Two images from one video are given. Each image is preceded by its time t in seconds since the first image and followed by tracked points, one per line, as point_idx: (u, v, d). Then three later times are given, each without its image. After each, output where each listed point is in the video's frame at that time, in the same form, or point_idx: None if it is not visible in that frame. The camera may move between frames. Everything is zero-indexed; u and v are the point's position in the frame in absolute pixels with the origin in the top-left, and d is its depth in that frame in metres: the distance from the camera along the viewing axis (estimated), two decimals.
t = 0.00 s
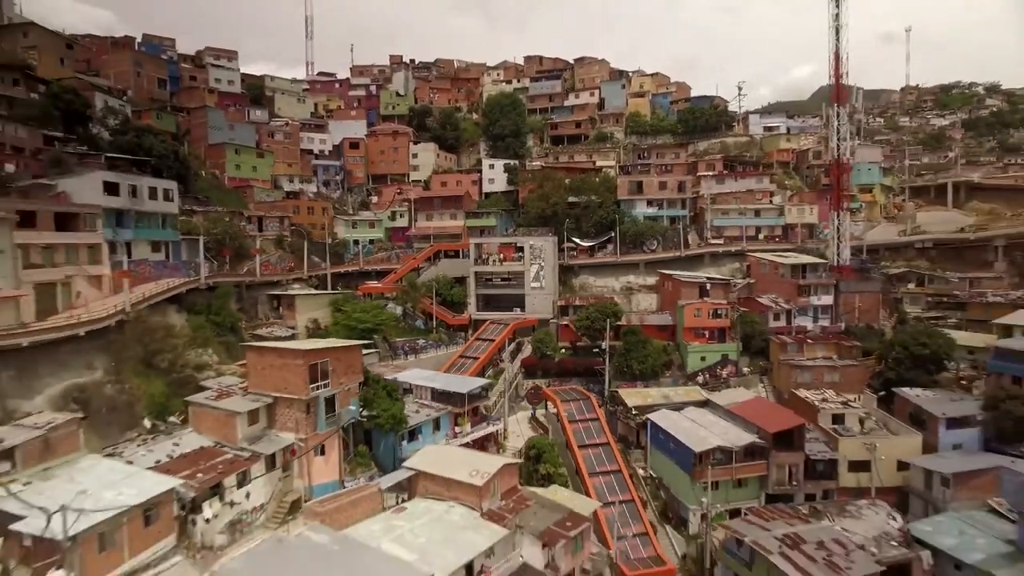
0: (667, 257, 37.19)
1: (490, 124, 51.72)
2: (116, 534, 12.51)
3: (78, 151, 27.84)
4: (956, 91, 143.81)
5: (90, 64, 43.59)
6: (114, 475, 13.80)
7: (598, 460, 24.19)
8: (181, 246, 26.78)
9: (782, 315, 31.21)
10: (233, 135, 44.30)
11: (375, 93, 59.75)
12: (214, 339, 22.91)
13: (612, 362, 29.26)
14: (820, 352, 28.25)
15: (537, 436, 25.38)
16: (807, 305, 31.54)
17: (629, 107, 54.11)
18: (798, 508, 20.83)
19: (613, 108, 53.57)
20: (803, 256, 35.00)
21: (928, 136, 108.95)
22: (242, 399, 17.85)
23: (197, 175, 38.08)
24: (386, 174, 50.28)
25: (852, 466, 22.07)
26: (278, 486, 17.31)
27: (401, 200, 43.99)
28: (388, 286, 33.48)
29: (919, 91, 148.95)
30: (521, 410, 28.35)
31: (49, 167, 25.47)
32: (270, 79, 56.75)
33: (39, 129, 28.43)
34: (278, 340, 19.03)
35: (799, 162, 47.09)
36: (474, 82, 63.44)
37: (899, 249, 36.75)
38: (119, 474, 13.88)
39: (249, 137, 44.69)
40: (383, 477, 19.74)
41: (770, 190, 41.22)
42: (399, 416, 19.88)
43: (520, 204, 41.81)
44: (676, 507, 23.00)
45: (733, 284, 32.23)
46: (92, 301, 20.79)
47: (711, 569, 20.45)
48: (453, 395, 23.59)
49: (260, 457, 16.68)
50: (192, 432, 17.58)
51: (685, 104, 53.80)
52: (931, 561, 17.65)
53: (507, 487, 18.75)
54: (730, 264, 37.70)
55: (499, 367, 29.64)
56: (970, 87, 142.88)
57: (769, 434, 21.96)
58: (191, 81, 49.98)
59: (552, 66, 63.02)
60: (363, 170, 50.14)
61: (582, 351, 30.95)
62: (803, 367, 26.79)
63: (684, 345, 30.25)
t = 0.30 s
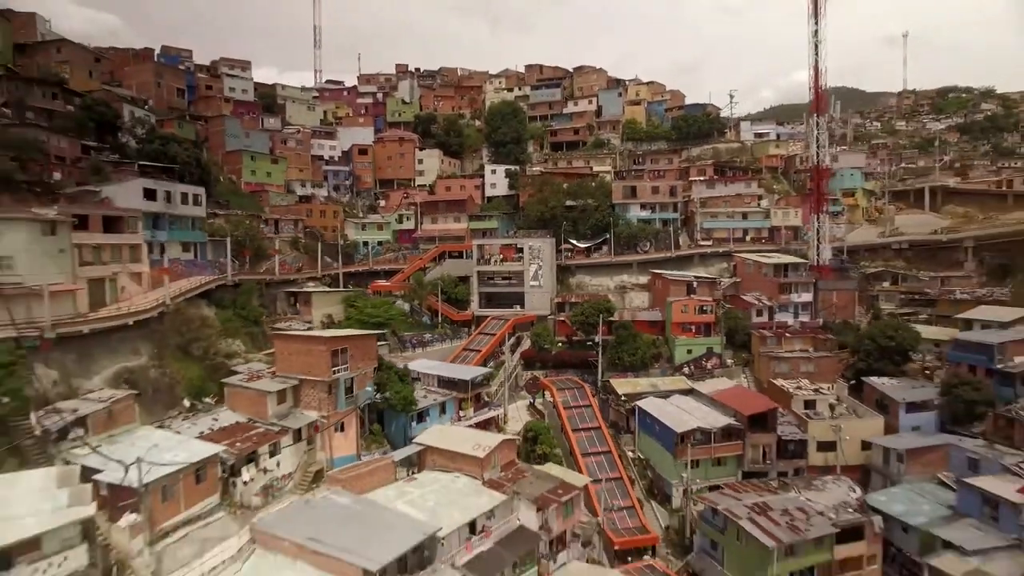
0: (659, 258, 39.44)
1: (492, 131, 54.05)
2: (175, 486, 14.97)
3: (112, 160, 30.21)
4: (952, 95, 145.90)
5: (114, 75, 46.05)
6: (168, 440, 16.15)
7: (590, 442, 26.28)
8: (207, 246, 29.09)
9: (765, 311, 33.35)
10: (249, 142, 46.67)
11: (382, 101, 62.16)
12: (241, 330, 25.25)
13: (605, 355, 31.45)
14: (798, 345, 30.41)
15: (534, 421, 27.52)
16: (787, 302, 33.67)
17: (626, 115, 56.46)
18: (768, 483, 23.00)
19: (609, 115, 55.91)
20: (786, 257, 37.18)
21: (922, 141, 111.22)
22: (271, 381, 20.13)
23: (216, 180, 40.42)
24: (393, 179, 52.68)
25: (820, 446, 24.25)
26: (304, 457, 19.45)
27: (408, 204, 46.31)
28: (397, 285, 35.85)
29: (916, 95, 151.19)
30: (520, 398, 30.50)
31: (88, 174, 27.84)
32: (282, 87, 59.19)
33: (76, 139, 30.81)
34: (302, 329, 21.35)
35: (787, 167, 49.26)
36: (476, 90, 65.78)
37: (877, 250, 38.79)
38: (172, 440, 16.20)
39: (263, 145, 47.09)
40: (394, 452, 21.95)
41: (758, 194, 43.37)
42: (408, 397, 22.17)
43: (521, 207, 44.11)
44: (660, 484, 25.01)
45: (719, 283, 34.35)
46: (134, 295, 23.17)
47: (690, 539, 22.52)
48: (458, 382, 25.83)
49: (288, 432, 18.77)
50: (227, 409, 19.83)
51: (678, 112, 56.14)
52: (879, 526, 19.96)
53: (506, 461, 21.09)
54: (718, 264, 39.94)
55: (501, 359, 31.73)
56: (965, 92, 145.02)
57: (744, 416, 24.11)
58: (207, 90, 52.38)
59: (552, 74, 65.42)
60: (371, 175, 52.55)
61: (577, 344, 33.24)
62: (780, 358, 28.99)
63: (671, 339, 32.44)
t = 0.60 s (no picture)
0: (651, 259, 41.76)
1: (494, 138, 56.46)
2: (218, 452, 17.52)
3: (141, 167, 32.65)
4: (948, 99, 148.01)
5: (135, 84, 48.58)
6: (210, 414, 18.58)
7: (584, 426, 28.32)
8: (230, 247, 31.49)
9: (749, 308, 35.39)
10: (262, 148, 49.10)
11: (388, 108, 64.60)
12: (264, 322, 27.57)
13: (599, 348, 33.70)
14: (778, 338, 32.65)
15: (532, 406, 29.73)
16: (771, 299, 35.88)
17: (622, 122, 58.81)
18: (744, 461, 25.22)
19: (606, 122, 58.27)
20: (771, 257, 39.35)
21: (917, 145, 113.30)
22: (295, 366, 22.47)
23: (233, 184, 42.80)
24: (399, 183, 55.06)
25: (793, 429, 26.43)
26: (325, 434, 21.74)
27: (413, 208, 48.68)
28: (404, 283, 38.33)
29: (913, 99, 153.28)
30: (519, 387, 32.59)
31: (122, 181, 30.30)
32: (292, 95, 61.68)
33: (107, 148, 33.26)
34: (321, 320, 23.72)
35: (776, 172, 51.57)
36: (479, 97, 68.16)
37: (857, 252, 40.84)
38: (213, 414, 18.64)
39: (276, 151, 49.55)
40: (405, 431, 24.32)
41: (746, 198, 45.29)
42: (417, 382, 24.67)
43: (521, 211, 46.45)
44: (647, 463, 27.01)
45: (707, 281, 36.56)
46: (169, 290, 25.62)
47: (672, 511, 24.61)
48: (462, 370, 28.03)
49: (311, 410, 21.02)
50: (256, 391, 22.14)
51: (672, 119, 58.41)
52: (839, 496, 22.28)
53: (505, 439, 23.38)
54: (707, 264, 42.08)
55: (501, 352, 33.75)
56: (961, 96, 147.20)
57: (723, 402, 26.26)
58: (222, 98, 54.86)
59: (552, 83, 67.76)
60: (378, 180, 55.01)
61: (572, 338, 35.41)
62: (760, 350, 31.24)
63: (661, 334, 34.71)
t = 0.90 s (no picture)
0: (644, 259, 44.10)
1: (495, 144, 58.91)
2: (252, 426, 20.02)
3: (166, 174, 35.09)
4: (943, 104, 150.18)
5: (154, 94, 51.15)
6: (242, 395, 21.07)
7: (578, 413, 30.52)
8: (250, 247, 33.93)
9: (735, 306, 37.46)
10: (275, 154, 51.54)
11: (394, 115, 67.09)
12: (282, 316, 29.94)
13: (593, 342, 35.99)
14: (760, 333, 34.95)
15: (529, 394, 32.02)
16: (755, 297, 38.14)
17: (618, 128, 61.22)
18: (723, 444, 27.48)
19: (603, 129, 60.67)
20: (757, 258, 41.55)
21: (911, 149, 115.60)
22: (315, 355, 24.88)
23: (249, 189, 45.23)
24: (405, 188, 57.46)
25: (769, 415, 28.70)
26: (341, 415, 23.91)
27: (419, 212, 51.05)
28: (411, 282, 40.89)
29: (909, 104, 155.53)
30: (518, 379, 34.64)
31: (150, 186, 32.76)
32: (302, 103, 64.20)
33: (134, 156, 35.69)
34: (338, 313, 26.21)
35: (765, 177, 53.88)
36: (481, 104, 70.57)
37: (838, 252, 43.08)
38: (245, 395, 21.16)
39: (288, 156, 51.98)
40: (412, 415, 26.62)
41: (736, 202, 47.27)
42: (423, 371, 27.19)
43: (521, 214, 48.83)
44: (634, 447, 29.23)
45: (695, 281, 38.88)
46: (198, 286, 28.16)
47: (657, 489, 26.78)
48: (464, 361, 30.53)
49: (330, 393, 23.32)
50: (279, 377, 24.44)
51: (667, 126, 60.77)
52: (806, 473, 24.61)
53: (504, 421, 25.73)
54: (697, 264, 44.18)
55: (499, 346, 35.92)
56: (957, 100, 149.45)
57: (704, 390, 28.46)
58: (235, 106, 57.39)
59: (551, 90, 70.18)
60: (384, 185, 57.44)
61: (568, 333, 37.59)
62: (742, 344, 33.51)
63: (651, 330, 37.02)
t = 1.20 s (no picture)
0: (638, 260, 46.18)
1: (497, 149, 61.11)
2: (276, 410, 22.19)
3: (186, 179, 37.23)
4: (940, 107, 152.07)
5: (170, 101, 53.35)
6: (264, 382, 23.22)
7: (572, 403, 32.49)
8: (265, 248, 36.08)
9: (723, 304, 39.38)
10: (286, 159, 53.72)
11: (398, 121, 69.29)
12: (297, 312, 32.02)
13: (588, 338, 38.02)
14: (746, 329, 36.97)
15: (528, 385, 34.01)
16: (743, 296, 40.16)
17: (616, 134, 63.35)
18: (708, 431, 29.48)
19: (601, 135, 62.78)
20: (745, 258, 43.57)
21: (906, 153, 117.59)
22: (330, 347, 26.99)
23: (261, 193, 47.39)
24: (409, 191, 59.61)
25: (752, 405, 30.70)
26: (354, 402, 25.93)
27: (423, 214, 53.15)
28: (416, 281, 43.12)
29: (905, 107, 157.47)
30: (518, 372, 36.54)
31: (173, 191, 34.92)
32: (310, 109, 66.42)
33: (155, 163, 37.86)
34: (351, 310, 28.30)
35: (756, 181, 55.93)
36: (483, 110, 72.73)
37: (822, 253, 45.03)
38: (268, 382, 23.31)
39: (298, 161, 54.11)
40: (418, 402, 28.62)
41: (728, 205, 49.16)
42: (429, 362, 29.26)
43: (521, 217, 50.96)
44: (624, 434, 31.15)
45: (686, 280, 40.94)
46: (220, 285, 30.38)
47: (646, 472, 28.71)
48: (467, 354, 32.56)
49: (344, 381, 25.36)
50: (297, 367, 26.50)
51: (662, 131, 62.86)
52: (782, 456, 26.70)
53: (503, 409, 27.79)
54: (689, 265, 46.30)
55: (499, 342, 37.95)
56: (953, 104, 151.37)
57: (691, 381, 30.46)
58: (246, 113, 59.60)
59: (551, 96, 72.34)
60: (390, 188, 59.61)
61: (565, 330, 39.80)
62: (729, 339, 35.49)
63: (643, 327, 39.06)
